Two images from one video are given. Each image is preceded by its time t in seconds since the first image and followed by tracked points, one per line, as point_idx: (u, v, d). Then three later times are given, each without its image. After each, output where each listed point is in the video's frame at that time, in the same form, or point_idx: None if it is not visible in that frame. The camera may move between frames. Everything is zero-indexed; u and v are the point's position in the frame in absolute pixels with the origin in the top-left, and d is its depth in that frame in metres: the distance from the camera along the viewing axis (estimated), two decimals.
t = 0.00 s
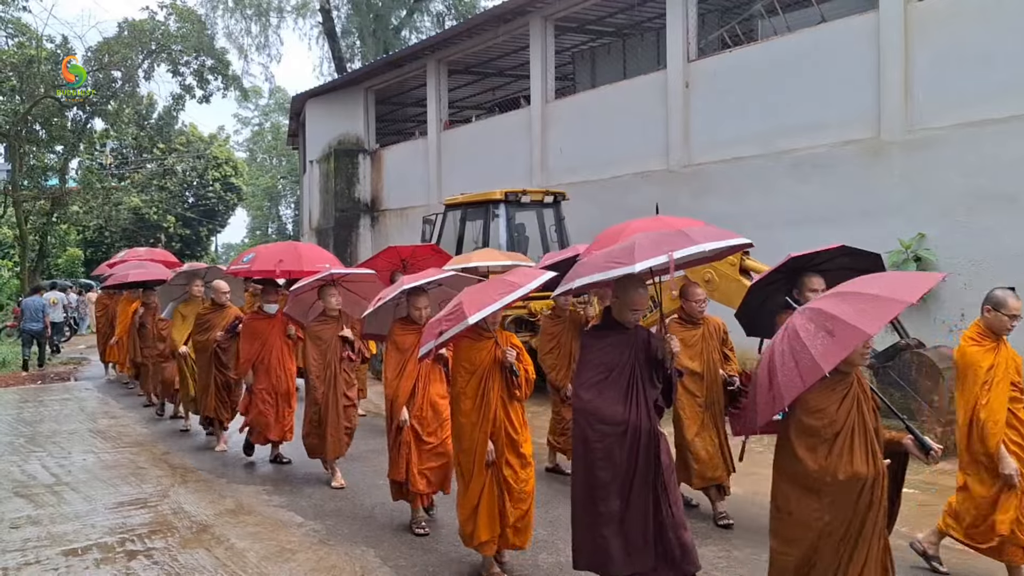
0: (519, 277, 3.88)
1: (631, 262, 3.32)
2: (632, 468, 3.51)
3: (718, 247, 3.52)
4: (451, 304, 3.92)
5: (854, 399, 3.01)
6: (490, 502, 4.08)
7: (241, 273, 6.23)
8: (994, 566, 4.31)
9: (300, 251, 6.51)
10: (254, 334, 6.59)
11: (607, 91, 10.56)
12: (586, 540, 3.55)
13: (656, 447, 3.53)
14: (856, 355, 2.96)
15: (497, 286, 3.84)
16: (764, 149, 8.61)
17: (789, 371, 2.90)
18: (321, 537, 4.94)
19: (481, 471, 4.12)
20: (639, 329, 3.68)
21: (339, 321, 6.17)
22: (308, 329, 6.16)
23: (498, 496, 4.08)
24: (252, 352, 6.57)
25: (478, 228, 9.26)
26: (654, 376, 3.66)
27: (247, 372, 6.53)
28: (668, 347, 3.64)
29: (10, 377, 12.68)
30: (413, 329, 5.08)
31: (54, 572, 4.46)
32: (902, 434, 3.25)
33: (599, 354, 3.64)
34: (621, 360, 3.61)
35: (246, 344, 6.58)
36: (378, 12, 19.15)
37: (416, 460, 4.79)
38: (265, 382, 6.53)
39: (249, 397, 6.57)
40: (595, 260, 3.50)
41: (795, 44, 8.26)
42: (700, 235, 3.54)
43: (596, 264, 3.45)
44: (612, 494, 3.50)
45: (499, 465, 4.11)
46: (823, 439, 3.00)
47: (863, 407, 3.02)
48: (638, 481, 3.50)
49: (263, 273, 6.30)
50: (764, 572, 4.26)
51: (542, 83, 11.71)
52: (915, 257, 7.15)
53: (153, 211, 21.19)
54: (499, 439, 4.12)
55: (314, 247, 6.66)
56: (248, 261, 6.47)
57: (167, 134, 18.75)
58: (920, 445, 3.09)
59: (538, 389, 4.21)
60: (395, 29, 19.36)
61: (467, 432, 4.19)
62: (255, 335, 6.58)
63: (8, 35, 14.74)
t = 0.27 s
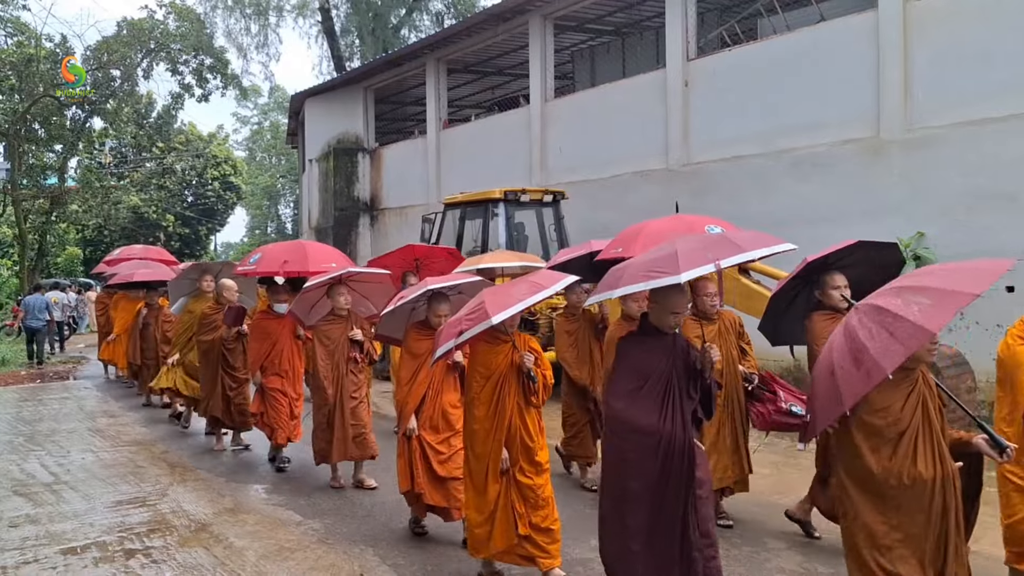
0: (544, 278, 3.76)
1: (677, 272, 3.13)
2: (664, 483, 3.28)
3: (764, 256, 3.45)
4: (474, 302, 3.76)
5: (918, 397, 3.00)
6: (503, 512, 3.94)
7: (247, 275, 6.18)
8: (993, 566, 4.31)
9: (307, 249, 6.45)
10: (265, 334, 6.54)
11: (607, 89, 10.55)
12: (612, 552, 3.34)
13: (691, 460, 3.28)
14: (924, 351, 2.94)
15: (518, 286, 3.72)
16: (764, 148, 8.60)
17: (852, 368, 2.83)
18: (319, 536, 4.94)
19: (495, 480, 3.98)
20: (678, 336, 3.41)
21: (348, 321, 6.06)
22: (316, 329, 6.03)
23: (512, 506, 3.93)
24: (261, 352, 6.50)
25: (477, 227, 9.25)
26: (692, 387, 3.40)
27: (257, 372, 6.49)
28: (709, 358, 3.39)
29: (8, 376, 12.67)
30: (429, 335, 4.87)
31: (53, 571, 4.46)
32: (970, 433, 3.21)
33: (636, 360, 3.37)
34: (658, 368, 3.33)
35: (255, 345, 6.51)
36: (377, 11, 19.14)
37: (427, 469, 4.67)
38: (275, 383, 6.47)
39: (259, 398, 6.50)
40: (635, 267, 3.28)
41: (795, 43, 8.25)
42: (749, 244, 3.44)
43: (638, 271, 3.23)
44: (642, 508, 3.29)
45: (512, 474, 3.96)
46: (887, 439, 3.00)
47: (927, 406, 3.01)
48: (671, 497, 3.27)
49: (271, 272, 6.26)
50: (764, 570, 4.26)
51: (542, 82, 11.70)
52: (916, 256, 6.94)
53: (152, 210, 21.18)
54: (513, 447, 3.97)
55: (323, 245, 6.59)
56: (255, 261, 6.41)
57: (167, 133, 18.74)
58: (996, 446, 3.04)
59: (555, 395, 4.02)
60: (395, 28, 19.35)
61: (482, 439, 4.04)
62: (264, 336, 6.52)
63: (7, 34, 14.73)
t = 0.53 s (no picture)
0: (575, 273, 3.75)
1: (718, 255, 3.05)
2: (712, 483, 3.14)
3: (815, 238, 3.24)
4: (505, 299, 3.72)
5: (987, 411, 2.97)
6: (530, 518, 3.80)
7: (260, 273, 6.05)
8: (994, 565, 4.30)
9: (321, 251, 6.31)
10: (275, 336, 6.41)
11: (607, 87, 10.54)
12: (653, 558, 3.21)
13: (738, 460, 3.15)
14: (993, 365, 2.91)
15: (550, 283, 3.68)
16: (764, 146, 8.58)
17: (954, 351, 2.68)
18: (319, 534, 4.93)
19: (521, 485, 3.85)
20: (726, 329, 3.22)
21: (363, 322, 5.81)
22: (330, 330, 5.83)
23: (538, 512, 3.78)
24: (272, 355, 6.38)
25: (477, 225, 9.24)
26: (744, 382, 3.20)
27: (268, 374, 6.36)
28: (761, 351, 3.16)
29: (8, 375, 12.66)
30: (451, 334, 4.59)
31: (52, 569, 4.45)
32: None
33: (680, 356, 3.20)
34: (703, 364, 3.15)
35: (265, 347, 6.39)
36: (377, 9, 19.13)
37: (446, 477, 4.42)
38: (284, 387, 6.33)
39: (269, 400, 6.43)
40: (675, 255, 3.22)
41: (795, 41, 8.23)
42: (796, 226, 3.26)
43: (677, 258, 3.19)
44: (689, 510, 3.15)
45: (540, 482, 3.82)
46: (956, 458, 2.99)
47: (996, 422, 2.98)
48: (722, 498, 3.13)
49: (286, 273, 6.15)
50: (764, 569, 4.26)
51: (542, 80, 11.69)
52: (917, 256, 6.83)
53: (152, 209, 21.20)
54: (541, 452, 3.83)
55: (339, 247, 6.48)
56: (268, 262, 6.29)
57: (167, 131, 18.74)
58: None
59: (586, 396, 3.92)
60: (394, 26, 19.34)
61: (509, 443, 3.93)
62: (274, 337, 6.40)
63: (6, 32, 14.71)
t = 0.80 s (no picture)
0: (607, 273, 3.67)
1: (759, 256, 3.09)
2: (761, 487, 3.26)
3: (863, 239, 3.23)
4: (532, 297, 3.67)
5: None
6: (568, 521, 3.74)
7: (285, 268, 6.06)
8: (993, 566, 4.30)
9: (339, 249, 6.43)
10: (284, 335, 6.24)
11: (607, 89, 10.55)
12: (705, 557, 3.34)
13: (785, 462, 3.30)
14: None
15: (583, 282, 3.63)
16: (764, 147, 8.59)
17: None
18: (319, 535, 4.93)
19: (556, 489, 3.77)
20: (770, 331, 3.38)
21: (377, 321, 5.60)
22: (343, 330, 5.64)
23: (575, 515, 3.74)
24: (283, 354, 6.18)
25: (477, 226, 9.25)
26: (788, 386, 3.34)
27: (278, 375, 6.15)
28: (807, 354, 3.27)
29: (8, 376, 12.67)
30: (462, 338, 4.46)
31: (53, 570, 4.45)
32: None
33: (720, 362, 3.35)
34: (749, 368, 3.30)
35: (276, 346, 6.20)
36: (376, 10, 19.14)
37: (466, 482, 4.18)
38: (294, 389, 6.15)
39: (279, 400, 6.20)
40: (714, 255, 3.28)
41: (795, 42, 8.25)
42: (845, 226, 3.24)
43: (717, 258, 3.23)
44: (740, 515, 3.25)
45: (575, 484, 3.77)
46: None
47: None
48: (775, 499, 3.25)
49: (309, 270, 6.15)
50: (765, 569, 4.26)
51: (542, 81, 11.69)
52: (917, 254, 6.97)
53: (151, 210, 21.20)
54: (575, 453, 3.79)
55: (358, 246, 6.58)
56: (287, 256, 6.39)
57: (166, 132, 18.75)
58: None
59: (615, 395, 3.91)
60: (394, 27, 19.36)
61: (539, 445, 3.86)
62: (284, 335, 6.22)
63: (6, 33, 14.72)
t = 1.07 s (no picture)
0: (641, 278, 3.56)
1: (806, 260, 3.18)
2: (823, 503, 3.30)
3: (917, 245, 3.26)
4: (560, 298, 3.57)
5: None
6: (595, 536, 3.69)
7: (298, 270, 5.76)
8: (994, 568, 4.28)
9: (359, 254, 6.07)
10: (296, 339, 6.08)
11: (606, 90, 10.56)
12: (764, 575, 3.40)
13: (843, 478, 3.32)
14: None
15: (613, 287, 3.51)
16: (764, 149, 8.60)
17: None
18: (319, 536, 4.94)
19: (585, 502, 3.72)
20: (816, 343, 3.41)
21: (387, 328, 5.44)
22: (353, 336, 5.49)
23: (602, 528, 3.70)
24: (293, 360, 6.04)
25: (477, 227, 9.27)
26: (841, 401, 3.36)
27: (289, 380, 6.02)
28: (856, 365, 3.26)
29: (7, 376, 12.68)
30: (473, 345, 4.37)
31: (53, 570, 4.46)
32: None
33: (775, 379, 3.40)
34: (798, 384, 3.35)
35: (286, 351, 6.05)
36: (377, 11, 19.16)
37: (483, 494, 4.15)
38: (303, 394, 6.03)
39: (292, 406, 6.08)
40: (763, 260, 3.37)
41: (794, 43, 8.26)
42: (899, 231, 3.29)
43: (766, 260, 3.32)
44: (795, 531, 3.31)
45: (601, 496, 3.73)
46: None
47: None
48: (837, 514, 3.29)
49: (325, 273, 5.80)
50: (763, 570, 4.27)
51: (542, 82, 11.71)
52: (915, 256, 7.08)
53: (151, 211, 21.22)
54: (603, 464, 3.75)
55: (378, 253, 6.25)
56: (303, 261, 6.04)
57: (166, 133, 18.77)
58: None
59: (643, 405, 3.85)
60: (394, 29, 19.39)
61: (565, 457, 3.81)
62: (295, 340, 6.06)
63: (6, 34, 14.74)
